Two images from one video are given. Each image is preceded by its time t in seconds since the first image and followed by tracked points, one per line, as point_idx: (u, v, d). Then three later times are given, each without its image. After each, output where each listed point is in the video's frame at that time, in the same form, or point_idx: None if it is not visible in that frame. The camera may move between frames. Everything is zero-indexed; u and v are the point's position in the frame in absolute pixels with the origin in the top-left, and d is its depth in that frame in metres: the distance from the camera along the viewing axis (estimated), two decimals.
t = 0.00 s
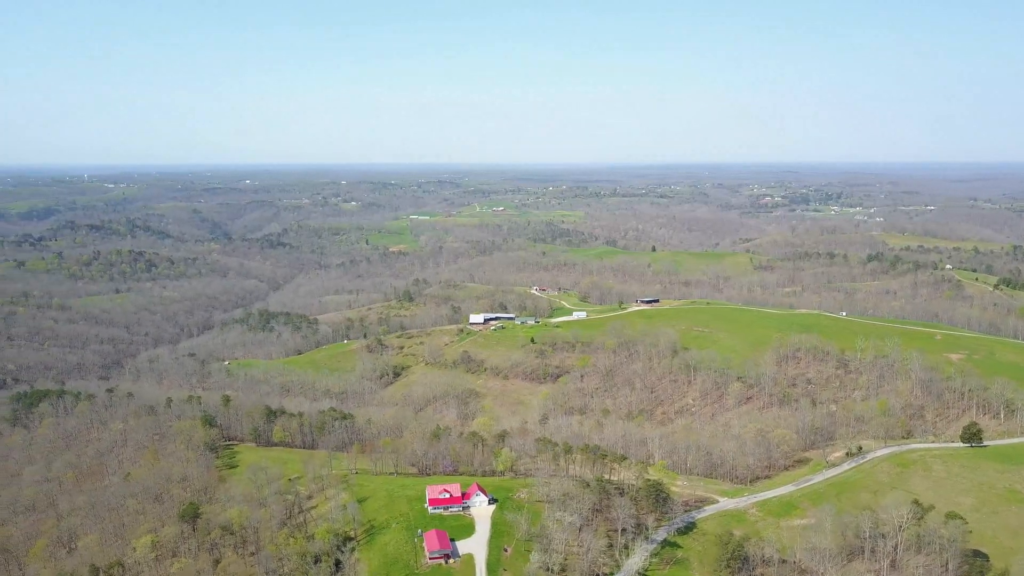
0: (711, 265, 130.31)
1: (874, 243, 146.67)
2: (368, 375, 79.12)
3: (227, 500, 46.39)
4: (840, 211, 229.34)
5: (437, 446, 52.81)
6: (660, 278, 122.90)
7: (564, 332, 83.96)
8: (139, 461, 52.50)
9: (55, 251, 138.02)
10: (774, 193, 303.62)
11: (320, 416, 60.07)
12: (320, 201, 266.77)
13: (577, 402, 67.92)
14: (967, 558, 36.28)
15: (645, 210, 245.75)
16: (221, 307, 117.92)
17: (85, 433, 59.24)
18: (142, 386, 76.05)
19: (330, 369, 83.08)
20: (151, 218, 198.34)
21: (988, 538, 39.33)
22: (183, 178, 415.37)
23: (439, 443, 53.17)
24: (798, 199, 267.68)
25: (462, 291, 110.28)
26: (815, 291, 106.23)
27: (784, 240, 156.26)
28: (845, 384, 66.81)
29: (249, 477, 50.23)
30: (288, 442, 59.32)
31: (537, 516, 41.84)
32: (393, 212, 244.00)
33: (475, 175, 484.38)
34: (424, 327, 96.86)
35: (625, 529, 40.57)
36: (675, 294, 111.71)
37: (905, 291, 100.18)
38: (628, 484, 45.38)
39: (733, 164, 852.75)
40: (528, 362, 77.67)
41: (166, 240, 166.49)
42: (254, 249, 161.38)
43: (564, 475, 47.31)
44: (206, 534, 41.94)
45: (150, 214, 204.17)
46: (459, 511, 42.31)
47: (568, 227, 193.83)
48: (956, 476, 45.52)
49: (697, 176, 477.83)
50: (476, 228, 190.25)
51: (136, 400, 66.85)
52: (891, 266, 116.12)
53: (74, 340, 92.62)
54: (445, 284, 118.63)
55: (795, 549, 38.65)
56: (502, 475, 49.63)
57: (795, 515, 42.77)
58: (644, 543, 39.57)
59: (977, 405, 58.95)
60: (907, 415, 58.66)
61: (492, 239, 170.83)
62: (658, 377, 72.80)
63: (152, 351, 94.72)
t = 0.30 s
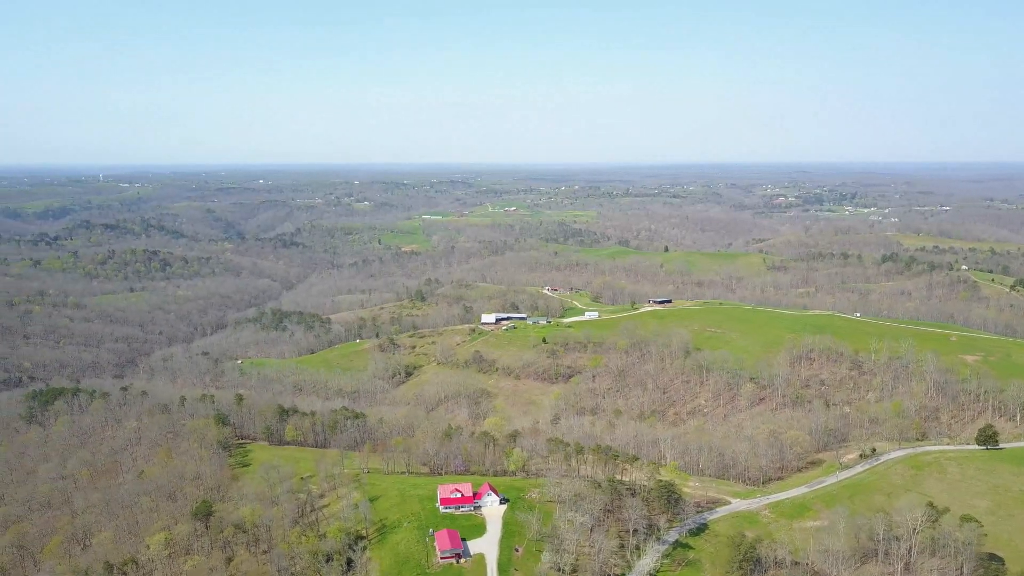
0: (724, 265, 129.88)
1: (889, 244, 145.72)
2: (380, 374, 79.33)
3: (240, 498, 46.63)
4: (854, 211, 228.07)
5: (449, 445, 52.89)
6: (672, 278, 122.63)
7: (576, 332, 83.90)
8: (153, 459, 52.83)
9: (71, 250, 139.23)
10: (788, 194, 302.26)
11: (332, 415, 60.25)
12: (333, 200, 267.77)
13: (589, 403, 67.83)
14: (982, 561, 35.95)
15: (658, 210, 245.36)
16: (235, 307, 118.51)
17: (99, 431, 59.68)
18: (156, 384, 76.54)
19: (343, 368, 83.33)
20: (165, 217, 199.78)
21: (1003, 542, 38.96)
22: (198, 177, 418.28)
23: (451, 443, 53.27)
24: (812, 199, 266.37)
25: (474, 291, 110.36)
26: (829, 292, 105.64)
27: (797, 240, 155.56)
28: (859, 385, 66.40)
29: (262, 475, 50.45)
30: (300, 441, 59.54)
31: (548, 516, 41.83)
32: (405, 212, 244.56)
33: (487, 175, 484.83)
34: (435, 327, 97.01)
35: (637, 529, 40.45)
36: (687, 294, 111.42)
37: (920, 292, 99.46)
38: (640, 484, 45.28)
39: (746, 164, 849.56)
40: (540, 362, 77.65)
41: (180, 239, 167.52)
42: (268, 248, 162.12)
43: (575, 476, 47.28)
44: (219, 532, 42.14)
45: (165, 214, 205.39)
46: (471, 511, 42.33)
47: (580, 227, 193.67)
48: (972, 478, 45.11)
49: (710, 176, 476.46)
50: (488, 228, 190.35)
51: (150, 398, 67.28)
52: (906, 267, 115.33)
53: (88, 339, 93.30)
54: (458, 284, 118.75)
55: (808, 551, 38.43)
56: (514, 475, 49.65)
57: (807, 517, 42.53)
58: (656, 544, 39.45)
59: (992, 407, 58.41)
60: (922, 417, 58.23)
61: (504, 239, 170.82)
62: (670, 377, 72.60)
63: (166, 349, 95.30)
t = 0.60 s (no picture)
0: (736, 265, 129.41)
1: (903, 244, 144.79)
2: (391, 374, 79.49)
3: (252, 496, 46.83)
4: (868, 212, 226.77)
5: (459, 445, 52.93)
6: (684, 278, 122.30)
7: (587, 332, 83.80)
8: (166, 457, 53.15)
9: (85, 249, 140.32)
10: (801, 193, 300.96)
11: (343, 414, 60.40)
12: (345, 200, 268.63)
13: (600, 403, 67.71)
14: (996, 565, 35.62)
15: (670, 209, 245.05)
16: (247, 306, 119.05)
17: (113, 429, 60.07)
18: (168, 383, 76.98)
19: (354, 367, 83.52)
20: (178, 216, 201.10)
21: (1018, 546, 38.59)
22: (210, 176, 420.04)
23: (461, 443, 53.32)
24: (825, 199, 265.12)
25: (485, 290, 110.37)
26: (842, 292, 105.01)
27: (810, 240, 154.86)
28: (872, 386, 66.00)
29: (273, 474, 50.63)
30: (312, 440, 59.74)
31: (559, 516, 41.80)
32: (417, 211, 244.92)
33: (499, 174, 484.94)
34: (446, 326, 97.11)
35: (648, 530, 40.35)
36: (699, 294, 111.10)
37: (934, 293, 98.77)
38: (651, 485, 45.19)
39: (758, 164, 846.15)
40: (551, 362, 77.59)
41: (193, 238, 168.41)
42: (280, 247, 162.74)
43: (586, 476, 47.22)
44: (231, 530, 42.35)
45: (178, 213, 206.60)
46: (481, 511, 42.35)
47: (592, 227, 193.46)
48: (986, 481, 44.74)
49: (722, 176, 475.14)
50: (499, 228, 190.36)
51: (163, 397, 67.67)
52: (920, 268, 114.56)
53: (102, 337, 93.96)
54: (469, 283, 118.88)
55: (820, 553, 38.22)
56: (524, 475, 49.63)
57: (820, 518, 42.32)
58: (666, 544, 39.32)
59: (1007, 409, 57.90)
60: (935, 419, 57.79)
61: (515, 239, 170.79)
62: (681, 378, 72.37)
63: (179, 348, 95.84)
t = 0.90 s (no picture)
0: (748, 266, 128.93)
1: (917, 245, 143.84)
2: (402, 373, 79.66)
3: (264, 495, 47.02)
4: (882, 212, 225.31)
5: (470, 445, 52.97)
6: (696, 279, 121.93)
7: (598, 332, 83.69)
8: (179, 455, 53.47)
9: (99, 248, 141.39)
10: (814, 193, 299.60)
11: (354, 413, 60.55)
12: (357, 199, 269.44)
13: (611, 403, 67.59)
14: (1010, 568, 35.34)
15: (682, 209, 244.40)
16: (259, 305, 119.59)
17: (126, 427, 60.45)
18: (181, 381, 77.44)
19: (365, 366, 83.75)
20: (192, 216, 202.34)
21: None
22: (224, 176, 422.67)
23: (472, 442, 53.37)
24: (839, 199, 263.81)
25: (496, 290, 110.38)
26: (855, 293, 104.35)
27: (823, 240, 154.12)
28: (886, 388, 65.55)
29: (284, 473, 50.80)
30: (323, 438, 59.96)
31: (569, 517, 41.75)
32: (429, 212, 245.35)
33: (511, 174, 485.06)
34: (457, 326, 97.17)
35: (659, 531, 40.20)
36: (711, 294, 110.75)
37: (949, 294, 98.02)
38: (662, 485, 45.07)
39: (771, 164, 843.82)
40: (562, 362, 77.50)
41: (206, 237, 169.37)
42: (292, 247, 163.30)
43: (596, 476, 47.17)
44: (242, 528, 42.53)
45: (191, 213, 207.77)
46: (492, 510, 42.33)
47: (603, 227, 193.27)
48: (1000, 483, 44.38)
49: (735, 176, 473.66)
50: (511, 228, 190.37)
51: (176, 395, 68.07)
52: (934, 269, 113.78)
53: (116, 336, 94.60)
54: (480, 283, 118.98)
55: (832, 555, 38.00)
56: (535, 475, 49.61)
57: (832, 520, 42.09)
58: (677, 546, 39.18)
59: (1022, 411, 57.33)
60: (949, 421, 57.36)
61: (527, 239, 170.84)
62: (692, 378, 72.12)
63: (192, 347, 96.42)
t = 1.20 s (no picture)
0: (763, 266, 128.31)
1: (934, 245, 142.63)
2: (415, 373, 79.81)
3: (278, 493, 47.24)
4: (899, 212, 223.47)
5: (483, 445, 53.02)
6: (710, 279, 121.49)
7: (612, 332, 83.53)
8: (193, 453, 53.85)
9: (116, 247, 142.48)
10: (830, 193, 297.80)
11: (368, 412, 60.74)
12: (371, 199, 270.15)
13: (624, 404, 67.48)
14: None
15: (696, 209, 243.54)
16: (274, 304, 120.18)
17: (142, 424, 60.92)
18: (197, 379, 77.98)
19: (379, 365, 83.99)
20: (207, 215, 203.51)
21: None
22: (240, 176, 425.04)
23: (485, 442, 53.42)
24: (855, 199, 262.05)
25: (509, 290, 110.40)
26: (871, 294, 103.68)
27: (839, 241, 153.11)
28: (902, 389, 65.07)
29: (298, 471, 51.02)
30: (336, 437, 60.19)
31: (582, 517, 41.71)
32: (442, 211, 245.73)
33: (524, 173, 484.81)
34: (470, 326, 97.29)
35: (672, 532, 40.09)
36: (725, 295, 110.33)
37: (966, 295, 97.13)
38: (675, 486, 44.95)
39: (785, 164, 839.70)
40: (575, 362, 77.43)
41: (221, 237, 170.31)
42: (306, 246, 163.95)
43: (610, 476, 47.09)
44: (257, 526, 42.76)
45: (206, 212, 209.13)
46: (504, 510, 42.36)
47: (617, 227, 192.82)
48: (1018, 487, 43.94)
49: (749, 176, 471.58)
50: (524, 228, 190.31)
51: (191, 393, 68.55)
52: (951, 270, 112.83)
53: (132, 335, 95.35)
54: (493, 283, 119.08)
55: (847, 557, 37.76)
56: (548, 475, 49.60)
57: (847, 523, 41.82)
58: (690, 547, 39.03)
59: None
60: (966, 423, 56.81)
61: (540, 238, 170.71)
62: (706, 379, 71.87)
63: (207, 345, 97.07)
